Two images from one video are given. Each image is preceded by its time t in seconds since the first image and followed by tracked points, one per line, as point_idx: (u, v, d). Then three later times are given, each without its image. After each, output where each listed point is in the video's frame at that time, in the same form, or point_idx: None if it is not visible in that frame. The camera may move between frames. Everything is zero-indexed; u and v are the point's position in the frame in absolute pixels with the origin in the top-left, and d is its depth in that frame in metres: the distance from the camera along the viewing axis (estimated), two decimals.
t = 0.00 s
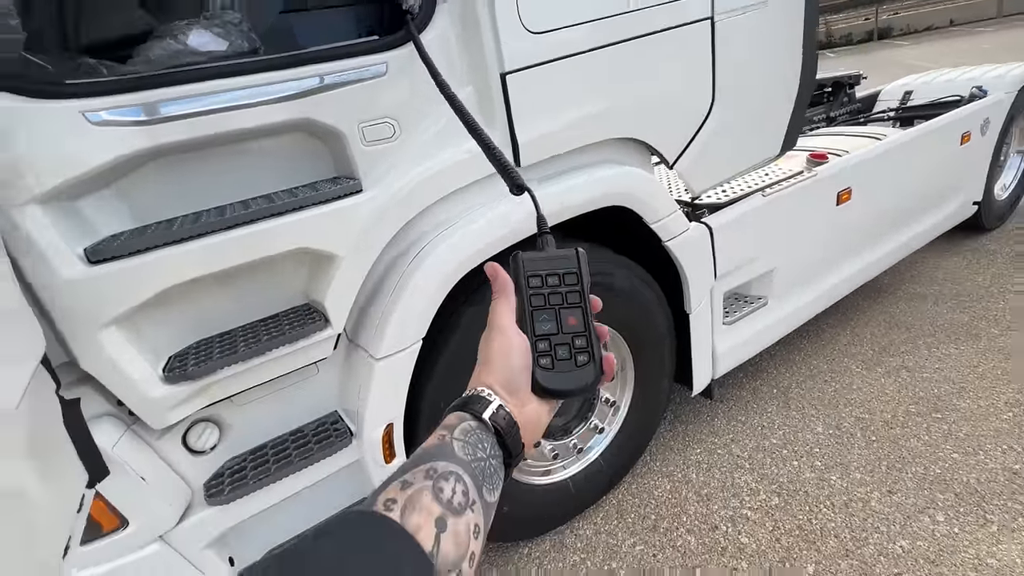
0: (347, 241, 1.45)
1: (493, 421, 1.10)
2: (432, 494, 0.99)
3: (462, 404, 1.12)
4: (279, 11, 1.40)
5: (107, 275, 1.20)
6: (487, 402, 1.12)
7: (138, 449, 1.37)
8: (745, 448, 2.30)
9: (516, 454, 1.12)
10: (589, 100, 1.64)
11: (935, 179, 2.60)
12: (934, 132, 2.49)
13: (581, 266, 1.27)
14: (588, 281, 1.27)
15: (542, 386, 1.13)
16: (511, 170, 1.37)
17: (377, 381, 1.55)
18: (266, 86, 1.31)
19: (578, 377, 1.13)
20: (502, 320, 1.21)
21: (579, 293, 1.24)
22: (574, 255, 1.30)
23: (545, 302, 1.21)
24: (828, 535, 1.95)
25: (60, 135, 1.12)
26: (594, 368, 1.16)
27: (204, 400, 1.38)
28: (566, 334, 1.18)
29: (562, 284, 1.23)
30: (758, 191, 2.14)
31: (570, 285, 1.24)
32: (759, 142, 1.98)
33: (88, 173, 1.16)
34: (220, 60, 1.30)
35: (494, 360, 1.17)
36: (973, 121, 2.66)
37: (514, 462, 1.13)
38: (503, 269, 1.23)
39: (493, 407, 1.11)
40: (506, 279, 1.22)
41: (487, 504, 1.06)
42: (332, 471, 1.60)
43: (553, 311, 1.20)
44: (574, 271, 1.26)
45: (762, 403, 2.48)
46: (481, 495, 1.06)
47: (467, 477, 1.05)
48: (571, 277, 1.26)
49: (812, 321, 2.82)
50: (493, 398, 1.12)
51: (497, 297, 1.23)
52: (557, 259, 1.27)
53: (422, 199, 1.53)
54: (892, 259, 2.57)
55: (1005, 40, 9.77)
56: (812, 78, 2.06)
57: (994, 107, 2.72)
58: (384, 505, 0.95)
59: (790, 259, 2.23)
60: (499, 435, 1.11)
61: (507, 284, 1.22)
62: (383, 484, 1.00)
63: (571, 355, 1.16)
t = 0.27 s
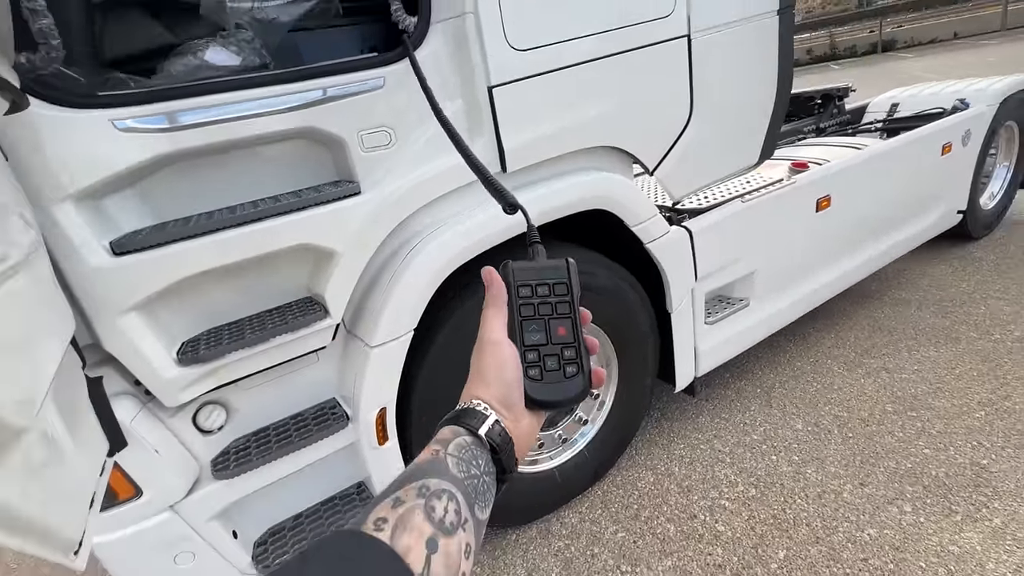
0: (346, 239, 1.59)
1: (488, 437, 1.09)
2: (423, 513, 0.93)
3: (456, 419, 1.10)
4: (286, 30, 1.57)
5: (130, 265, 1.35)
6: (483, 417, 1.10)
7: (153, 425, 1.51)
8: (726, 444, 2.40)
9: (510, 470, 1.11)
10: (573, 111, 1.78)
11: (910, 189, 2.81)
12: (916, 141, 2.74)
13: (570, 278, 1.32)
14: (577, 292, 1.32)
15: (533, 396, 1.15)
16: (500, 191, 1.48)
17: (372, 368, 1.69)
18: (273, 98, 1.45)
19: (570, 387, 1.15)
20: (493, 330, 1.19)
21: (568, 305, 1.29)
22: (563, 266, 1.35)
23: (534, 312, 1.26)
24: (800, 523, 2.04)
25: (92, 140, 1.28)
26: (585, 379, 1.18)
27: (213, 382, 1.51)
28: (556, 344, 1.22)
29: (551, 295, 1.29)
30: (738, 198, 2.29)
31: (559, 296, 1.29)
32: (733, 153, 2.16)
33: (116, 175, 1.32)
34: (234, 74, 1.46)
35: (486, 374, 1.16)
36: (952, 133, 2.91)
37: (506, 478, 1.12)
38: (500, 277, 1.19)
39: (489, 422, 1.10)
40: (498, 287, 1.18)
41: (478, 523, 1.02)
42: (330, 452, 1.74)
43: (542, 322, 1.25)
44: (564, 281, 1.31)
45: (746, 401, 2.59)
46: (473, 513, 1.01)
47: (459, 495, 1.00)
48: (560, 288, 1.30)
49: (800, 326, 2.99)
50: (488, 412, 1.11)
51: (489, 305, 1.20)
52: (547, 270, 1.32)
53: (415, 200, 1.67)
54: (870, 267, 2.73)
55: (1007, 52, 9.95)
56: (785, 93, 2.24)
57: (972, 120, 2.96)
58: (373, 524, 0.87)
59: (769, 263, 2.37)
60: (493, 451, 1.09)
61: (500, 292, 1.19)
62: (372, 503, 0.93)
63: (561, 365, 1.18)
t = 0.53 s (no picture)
0: (353, 237, 1.67)
1: (498, 448, 1.12)
2: (428, 528, 0.96)
3: (467, 428, 1.14)
4: (303, 40, 1.66)
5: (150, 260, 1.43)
6: (494, 426, 1.14)
7: (167, 412, 1.58)
8: (724, 444, 2.43)
9: (520, 479, 1.14)
10: (573, 118, 1.86)
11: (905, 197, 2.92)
12: (915, 148, 2.87)
13: (584, 277, 1.30)
14: (590, 290, 1.31)
15: (545, 401, 1.18)
16: (512, 190, 1.52)
17: (377, 362, 1.76)
18: (286, 104, 1.54)
19: (579, 392, 1.18)
20: (499, 339, 1.27)
21: (582, 304, 1.28)
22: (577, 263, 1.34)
23: (546, 313, 1.25)
24: (794, 522, 2.05)
25: (117, 141, 1.36)
26: (595, 382, 1.20)
27: (224, 372, 1.59)
28: (569, 346, 1.22)
29: (564, 294, 1.27)
30: (735, 203, 2.36)
31: (573, 295, 1.28)
32: (729, 159, 2.23)
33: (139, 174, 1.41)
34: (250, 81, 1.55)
35: (497, 381, 1.20)
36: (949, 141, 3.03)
37: (515, 487, 1.15)
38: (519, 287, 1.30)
39: (500, 431, 1.13)
40: (506, 300, 1.32)
41: (485, 535, 1.05)
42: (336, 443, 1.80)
43: (555, 322, 1.24)
44: (576, 280, 1.30)
45: (744, 403, 2.63)
46: (478, 527, 1.05)
47: (466, 507, 1.04)
48: (574, 286, 1.29)
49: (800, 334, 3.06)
50: (499, 420, 1.15)
51: (491, 318, 1.31)
52: (559, 269, 1.31)
53: (420, 201, 1.75)
54: (863, 278, 2.83)
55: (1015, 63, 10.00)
56: (782, 103, 2.31)
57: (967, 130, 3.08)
58: (375, 538, 0.91)
59: (766, 267, 2.43)
60: (502, 462, 1.13)
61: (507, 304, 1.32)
62: (377, 516, 0.97)
63: (573, 368, 1.20)
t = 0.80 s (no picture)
0: (359, 242, 1.68)
1: (502, 464, 1.09)
2: (429, 544, 0.94)
3: (469, 442, 1.11)
4: (312, 48, 1.69)
5: (159, 263, 1.45)
6: (498, 441, 1.11)
7: (174, 415, 1.59)
8: (728, 452, 2.41)
9: (522, 496, 1.12)
10: (578, 126, 1.88)
11: (909, 205, 2.93)
12: (919, 156, 2.88)
13: (590, 290, 1.30)
14: (595, 303, 1.30)
15: (549, 415, 1.16)
16: (515, 197, 1.52)
17: (382, 366, 1.76)
18: (295, 110, 1.56)
19: (584, 406, 1.16)
20: (501, 352, 1.25)
21: (586, 317, 1.28)
22: (581, 277, 1.34)
23: (551, 326, 1.24)
24: (799, 530, 2.02)
25: (128, 147, 1.39)
26: (599, 396, 1.19)
27: (230, 375, 1.60)
28: (574, 359, 1.21)
29: (569, 306, 1.27)
30: (738, 210, 2.37)
31: (578, 308, 1.28)
32: (732, 167, 2.24)
33: (149, 179, 1.43)
34: (260, 88, 1.58)
35: (500, 395, 1.18)
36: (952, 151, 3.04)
37: (517, 504, 1.12)
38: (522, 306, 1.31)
39: (504, 448, 1.10)
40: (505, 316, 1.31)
41: (486, 554, 1.02)
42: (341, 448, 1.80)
43: (560, 335, 1.23)
44: (582, 293, 1.30)
45: (748, 411, 2.62)
46: (480, 546, 1.02)
47: (468, 525, 1.01)
48: (579, 300, 1.29)
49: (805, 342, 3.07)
50: (503, 434, 1.12)
51: (490, 331, 1.29)
52: (565, 282, 1.31)
53: (426, 207, 1.77)
54: (867, 285, 2.83)
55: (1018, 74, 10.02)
56: (784, 112, 2.33)
57: (970, 139, 3.10)
58: (375, 553, 0.89)
59: (769, 274, 2.44)
60: (505, 479, 1.10)
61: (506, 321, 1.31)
62: (378, 530, 0.95)
63: (578, 382, 1.19)
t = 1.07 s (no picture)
0: (363, 250, 1.70)
1: (508, 468, 1.10)
2: (438, 543, 0.95)
3: (477, 445, 1.11)
4: (317, 59, 1.71)
5: (166, 271, 1.47)
6: (505, 444, 1.12)
7: (179, 421, 1.61)
8: (729, 459, 2.41)
9: (524, 500, 1.13)
10: (579, 135, 1.90)
11: (908, 213, 2.95)
12: (916, 165, 2.91)
13: (591, 301, 1.33)
14: (597, 315, 1.33)
15: (550, 424, 1.20)
16: (523, 212, 1.54)
17: (384, 373, 1.78)
18: (301, 121, 1.59)
19: (581, 416, 1.21)
20: (515, 361, 1.23)
21: (587, 328, 1.31)
22: (585, 287, 1.36)
23: (553, 335, 1.29)
24: (800, 538, 2.01)
25: (137, 157, 1.42)
26: (596, 407, 1.24)
27: (235, 382, 1.62)
28: (573, 370, 1.26)
29: (570, 318, 1.30)
30: (737, 218, 2.39)
31: (579, 319, 1.31)
32: (731, 176, 2.27)
33: (157, 189, 1.45)
34: (267, 99, 1.61)
35: (509, 403, 1.18)
36: (951, 159, 3.07)
37: (519, 508, 1.14)
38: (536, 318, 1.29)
39: (511, 452, 1.11)
40: (524, 325, 1.27)
41: (490, 554, 1.03)
42: (343, 454, 1.82)
43: (560, 345, 1.27)
44: (583, 304, 1.33)
45: (749, 418, 2.63)
46: (485, 546, 1.03)
47: (474, 526, 1.02)
48: (580, 311, 1.32)
49: (805, 349, 3.09)
50: (510, 441, 1.13)
51: (506, 339, 1.26)
52: (568, 292, 1.33)
53: (428, 216, 1.79)
54: (866, 293, 2.85)
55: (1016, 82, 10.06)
56: (782, 121, 2.36)
57: (969, 147, 3.13)
58: (388, 550, 0.91)
59: (769, 281, 2.45)
60: (510, 482, 1.11)
61: (523, 329, 1.27)
62: (390, 526, 0.96)
63: (576, 392, 1.24)
